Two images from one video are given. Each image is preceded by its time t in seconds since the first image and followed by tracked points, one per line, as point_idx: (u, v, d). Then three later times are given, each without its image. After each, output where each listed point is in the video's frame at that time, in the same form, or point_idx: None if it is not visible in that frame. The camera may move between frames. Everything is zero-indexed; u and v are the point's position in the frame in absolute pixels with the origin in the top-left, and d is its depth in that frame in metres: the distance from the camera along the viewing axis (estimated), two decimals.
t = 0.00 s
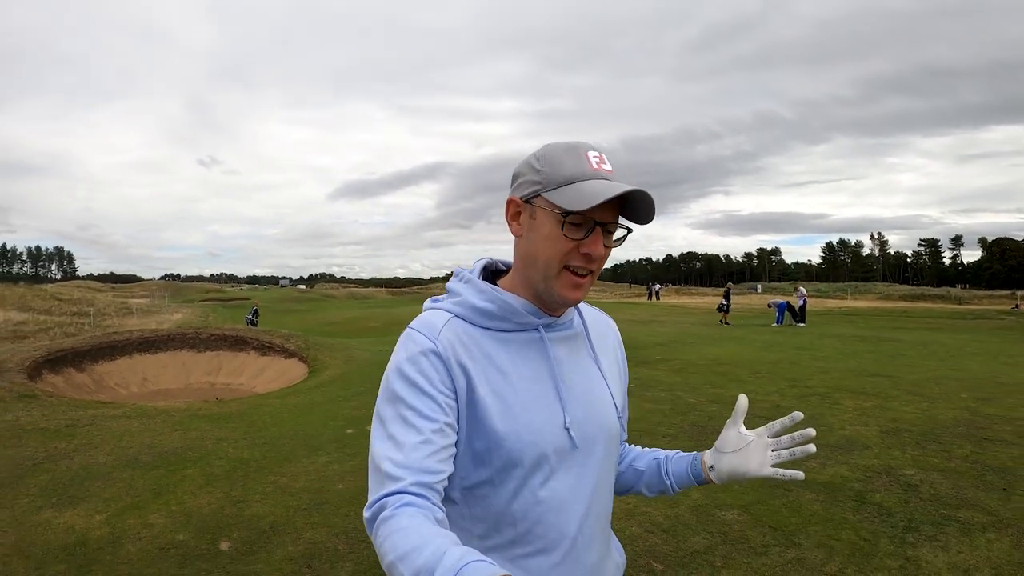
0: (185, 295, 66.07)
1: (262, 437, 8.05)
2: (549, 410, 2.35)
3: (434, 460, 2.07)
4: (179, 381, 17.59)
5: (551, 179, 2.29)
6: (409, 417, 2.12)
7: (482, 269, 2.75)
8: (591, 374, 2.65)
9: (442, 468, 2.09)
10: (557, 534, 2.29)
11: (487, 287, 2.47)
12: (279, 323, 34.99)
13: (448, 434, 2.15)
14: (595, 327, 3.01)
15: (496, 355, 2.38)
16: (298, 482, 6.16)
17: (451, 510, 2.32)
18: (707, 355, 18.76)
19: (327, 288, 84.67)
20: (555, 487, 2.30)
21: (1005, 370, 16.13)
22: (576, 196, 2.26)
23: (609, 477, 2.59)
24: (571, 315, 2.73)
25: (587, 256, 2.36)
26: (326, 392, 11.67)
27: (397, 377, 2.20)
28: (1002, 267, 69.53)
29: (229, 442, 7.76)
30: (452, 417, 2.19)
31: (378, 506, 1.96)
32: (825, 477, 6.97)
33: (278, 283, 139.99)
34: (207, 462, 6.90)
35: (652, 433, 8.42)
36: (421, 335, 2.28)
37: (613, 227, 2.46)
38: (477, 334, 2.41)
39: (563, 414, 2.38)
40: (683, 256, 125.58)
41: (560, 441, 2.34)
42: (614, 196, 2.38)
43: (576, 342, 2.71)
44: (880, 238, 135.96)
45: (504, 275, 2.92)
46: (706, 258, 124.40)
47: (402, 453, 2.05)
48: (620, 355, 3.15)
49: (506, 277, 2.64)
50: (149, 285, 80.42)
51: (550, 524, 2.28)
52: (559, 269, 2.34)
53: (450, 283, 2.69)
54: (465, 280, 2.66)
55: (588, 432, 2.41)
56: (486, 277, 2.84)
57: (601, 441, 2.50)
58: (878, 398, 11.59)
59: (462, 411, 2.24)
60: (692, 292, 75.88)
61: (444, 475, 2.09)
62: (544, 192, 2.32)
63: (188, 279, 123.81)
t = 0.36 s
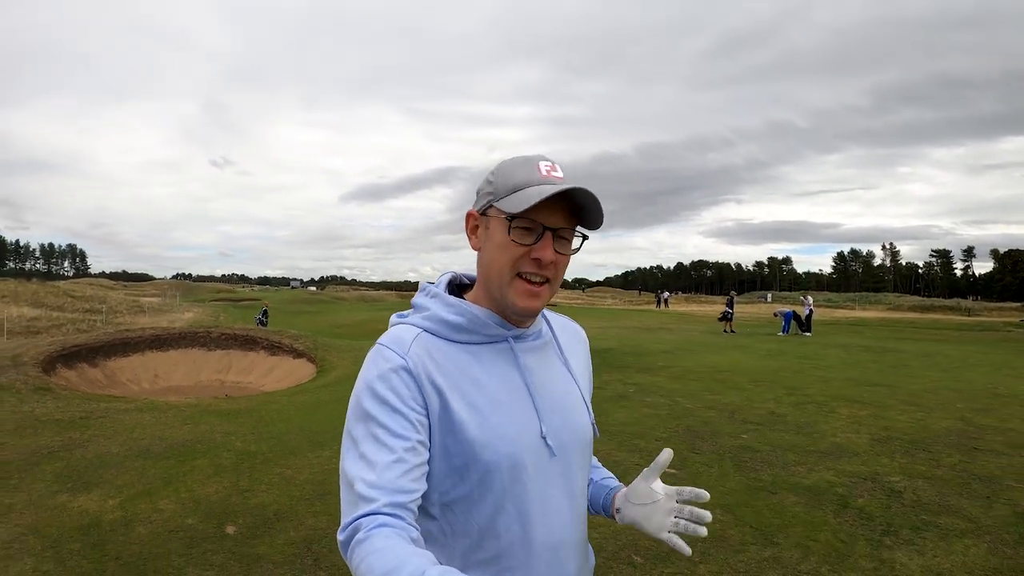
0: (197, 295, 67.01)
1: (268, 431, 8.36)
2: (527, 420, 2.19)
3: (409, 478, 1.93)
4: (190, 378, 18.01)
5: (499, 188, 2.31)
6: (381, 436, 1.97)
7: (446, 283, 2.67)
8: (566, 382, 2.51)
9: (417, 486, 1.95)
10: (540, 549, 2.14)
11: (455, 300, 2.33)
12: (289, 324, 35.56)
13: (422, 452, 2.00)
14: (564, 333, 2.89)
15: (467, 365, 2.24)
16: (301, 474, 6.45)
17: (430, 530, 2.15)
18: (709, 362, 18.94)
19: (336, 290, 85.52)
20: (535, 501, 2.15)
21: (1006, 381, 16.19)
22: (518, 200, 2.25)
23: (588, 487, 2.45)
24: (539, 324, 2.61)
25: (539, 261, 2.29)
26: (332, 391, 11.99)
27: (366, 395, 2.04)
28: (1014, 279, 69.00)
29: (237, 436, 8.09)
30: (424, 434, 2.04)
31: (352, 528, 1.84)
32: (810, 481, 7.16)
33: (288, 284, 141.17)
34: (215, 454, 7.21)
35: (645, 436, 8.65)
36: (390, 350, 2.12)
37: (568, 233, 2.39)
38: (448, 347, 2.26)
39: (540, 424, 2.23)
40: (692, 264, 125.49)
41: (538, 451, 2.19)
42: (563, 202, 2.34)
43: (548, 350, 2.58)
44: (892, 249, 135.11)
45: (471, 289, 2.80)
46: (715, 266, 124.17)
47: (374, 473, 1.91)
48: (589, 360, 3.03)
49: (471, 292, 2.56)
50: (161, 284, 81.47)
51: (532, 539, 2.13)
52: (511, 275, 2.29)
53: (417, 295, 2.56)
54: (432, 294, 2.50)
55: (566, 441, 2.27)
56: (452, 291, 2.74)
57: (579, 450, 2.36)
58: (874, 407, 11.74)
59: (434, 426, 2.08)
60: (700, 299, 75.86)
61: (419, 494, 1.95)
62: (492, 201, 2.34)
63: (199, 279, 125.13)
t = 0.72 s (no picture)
0: (200, 295, 67.34)
1: (273, 429, 8.64)
2: (502, 437, 2.27)
3: (389, 488, 2.01)
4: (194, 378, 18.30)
5: (466, 205, 2.45)
6: (361, 445, 2.07)
7: (432, 298, 2.79)
8: (547, 398, 2.57)
9: (397, 496, 2.03)
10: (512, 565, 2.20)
11: (433, 312, 2.45)
12: (292, 325, 35.82)
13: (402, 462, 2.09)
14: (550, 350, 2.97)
15: (444, 380, 2.33)
16: (305, 469, 6.71)
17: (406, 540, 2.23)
18: (707, 362, 19.15)
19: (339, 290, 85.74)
20: (508, 517, 2.21)
21: (1001, 381, 16.37)
22: (475, 215, 2.37)
23: (568, 505, 2.50)
24: (521, 339, 2.68)
25: (500, 275, 2.39)
26: (334, 390, 12.25)
27: (348, 405, 2.16)
28: (1017, 279, 68.91)
29: (243, 433, 8.36)
30: (404, 444, 2.13)
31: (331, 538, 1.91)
32: (797, 477, 7.39)
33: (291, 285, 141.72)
34: (222, 450, 7.48)
35: (639, 433, 8.88)
36: (371, 361, 2.24)
37: (535, 247, 2.44)
38: (428, 360, 2.37)
39: (516, 441, 2.30)
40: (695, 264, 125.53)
41: (513, 467, 2.27)
42: (526, 216, 2.41)
43: (530, 367, 2.65)
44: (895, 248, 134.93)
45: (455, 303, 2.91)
46: (718, 266, 124.18)
47: (355, 482, 2.00)
48: (578, 379, 3.08)
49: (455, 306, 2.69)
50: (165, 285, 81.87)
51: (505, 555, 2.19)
52: (474, 290, 2.41)
53: (402, 308, 2.66)
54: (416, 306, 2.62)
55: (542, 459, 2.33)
56: (440, 305, 2.87)
57: (557, 468, 2.42)
58: (867, 406, 11.94)
59: (412, 438, 2.18)
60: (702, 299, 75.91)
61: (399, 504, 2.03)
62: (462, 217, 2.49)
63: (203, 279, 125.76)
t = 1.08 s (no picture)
0: (199, 296, 67.59)
1: (276, 425, 8.85)
2: (513, 437, 2.27)
3: (406, 478, 2.03)
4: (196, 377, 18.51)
5: (475, 207, 2.45)
6: (380, 435, 2.09)
7: (454, 295, 2.75)
8: (562, 400, 2.57)
9: (415, 487, 2.05)
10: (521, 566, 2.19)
11: (450, 310, 2.46)
12: (292, 325, 36.07)
13: (419, 454, 2.12)
14: (571, 349, 2.95)
15: (459, 378, 2.35)
16: (307, 461, 6.91)
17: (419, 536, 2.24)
18: (703, 357, 19.38)
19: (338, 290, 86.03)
20: (516, 518, 2.20)
21: (992, 374, 16.60)
22: (486, 218, 2.37)
23: (581, 508, 2.47)
24: (539, 340, 2.68)
25: (514, 276, 2.39)
26: (335, 387, 12.46)
27: (367, 398, 2.20)
28: (1013, 273, 69.13)
29: (246, 429, 8.57)
30: (420, 438, 2.15)
31: (350, 525, 1.93)
32: (785, 466, 7.61)
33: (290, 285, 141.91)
34: (226, 445, 7.68)
35: (633, 426, 9.11)
36: (388, 357, 2.28)
37: (547, 245, 2.43)
38: (443, 358, 2.39)
39: (527, 441, 2.30)
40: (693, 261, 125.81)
41: (524, 468, 2.26)
42: (536, 214, 2.40)
43: (547, 368, 2.64)
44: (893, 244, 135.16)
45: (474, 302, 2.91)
46: (716, 262, 124.38)
47: (375, 471, 2.03)
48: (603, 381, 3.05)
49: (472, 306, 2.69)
50: (165, 286, 82.07)
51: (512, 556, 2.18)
52: (490, 292, 2.40)
53: (424, 306, 2.68)
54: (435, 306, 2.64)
55: (554, 460, 2.32)
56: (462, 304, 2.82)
57: (569, 470, 2.40)
58: (857, 398, 12.15)
59: (427, 434, 2.20)
60: (701, 296, 76.12)
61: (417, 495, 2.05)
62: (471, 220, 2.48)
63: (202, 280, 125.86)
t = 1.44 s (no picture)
0: (203, 294, 68.10)
1: (282, 418, 9.09)
2: (539, 434, 2.27)
3: (429, 476, 2.07)
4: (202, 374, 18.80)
5: (519, 210, 2.41)
6: (405, 433, 2.14)
7: (483, 293, 2.76)
8: (593, 396, 2.54)
9: (437, 485, 2.08)
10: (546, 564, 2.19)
11: (477, 308, 2.47)
12: (296, 321, 36.44)
13: (443, 452, 2.15)
14: (605, 346, 2.90)
15: (485, 375, 2.35)
16: (312, 453, 7.15)
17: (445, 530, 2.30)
18: (703, 350, 19.58)
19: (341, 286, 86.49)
20: (540, 515, 2.20)
21: (990, 365, 16.72)
22: (539, 223, 2.32)
23: (611, 507, 2.44)
24: (569, 338, 2.66)
25: (562, 282, 2.37)
26: (339, 382, 12.71)
27: (394, 395, 2.25)
28: (1017, 265, 68.92)
29: (253, 422, 8.82)
30: (446, 435, 2.18)
31: (374, 522, 1.98)
32: (776, 455, 7.82)
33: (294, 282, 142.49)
34: (235, 438, 7.92)
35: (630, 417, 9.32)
36: (414, 355, 2.33)
37: (591, 251, 2.45)
38: (470, 356, 2.40)
39: (553, 438, 2.29)
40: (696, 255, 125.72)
41: (550, 466, 2.25)
42: (584, 220, 2.40)
43: (577, 365, 2.61)
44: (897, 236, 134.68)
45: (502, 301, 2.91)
46: (719, 256, 124.29)
47: (398, 469, 2.07)
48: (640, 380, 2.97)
49: (501, 307, 2.67)
50: (170, 284, 82.68)
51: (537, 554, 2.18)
52: (536, 298, 2.38)
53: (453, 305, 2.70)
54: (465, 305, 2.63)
55: (581, 459, 2.30)
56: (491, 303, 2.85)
57: (598, 469, 2.37)
58: (853, 390, 12.33)
59: (452, 431, 2.23)
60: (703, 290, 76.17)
61: (439, 493, 2.08)
62: (513, 222, 2.43)
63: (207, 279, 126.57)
